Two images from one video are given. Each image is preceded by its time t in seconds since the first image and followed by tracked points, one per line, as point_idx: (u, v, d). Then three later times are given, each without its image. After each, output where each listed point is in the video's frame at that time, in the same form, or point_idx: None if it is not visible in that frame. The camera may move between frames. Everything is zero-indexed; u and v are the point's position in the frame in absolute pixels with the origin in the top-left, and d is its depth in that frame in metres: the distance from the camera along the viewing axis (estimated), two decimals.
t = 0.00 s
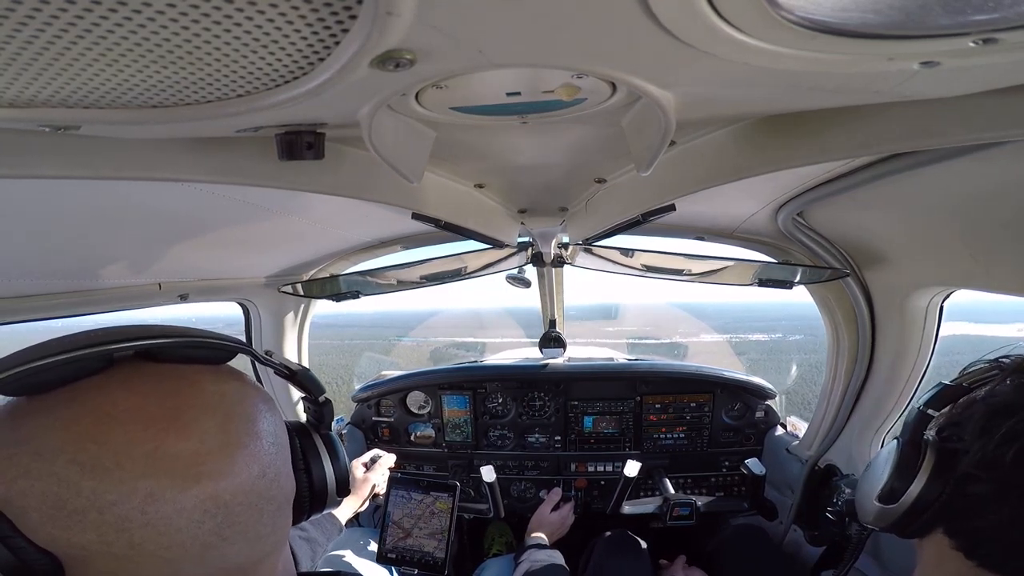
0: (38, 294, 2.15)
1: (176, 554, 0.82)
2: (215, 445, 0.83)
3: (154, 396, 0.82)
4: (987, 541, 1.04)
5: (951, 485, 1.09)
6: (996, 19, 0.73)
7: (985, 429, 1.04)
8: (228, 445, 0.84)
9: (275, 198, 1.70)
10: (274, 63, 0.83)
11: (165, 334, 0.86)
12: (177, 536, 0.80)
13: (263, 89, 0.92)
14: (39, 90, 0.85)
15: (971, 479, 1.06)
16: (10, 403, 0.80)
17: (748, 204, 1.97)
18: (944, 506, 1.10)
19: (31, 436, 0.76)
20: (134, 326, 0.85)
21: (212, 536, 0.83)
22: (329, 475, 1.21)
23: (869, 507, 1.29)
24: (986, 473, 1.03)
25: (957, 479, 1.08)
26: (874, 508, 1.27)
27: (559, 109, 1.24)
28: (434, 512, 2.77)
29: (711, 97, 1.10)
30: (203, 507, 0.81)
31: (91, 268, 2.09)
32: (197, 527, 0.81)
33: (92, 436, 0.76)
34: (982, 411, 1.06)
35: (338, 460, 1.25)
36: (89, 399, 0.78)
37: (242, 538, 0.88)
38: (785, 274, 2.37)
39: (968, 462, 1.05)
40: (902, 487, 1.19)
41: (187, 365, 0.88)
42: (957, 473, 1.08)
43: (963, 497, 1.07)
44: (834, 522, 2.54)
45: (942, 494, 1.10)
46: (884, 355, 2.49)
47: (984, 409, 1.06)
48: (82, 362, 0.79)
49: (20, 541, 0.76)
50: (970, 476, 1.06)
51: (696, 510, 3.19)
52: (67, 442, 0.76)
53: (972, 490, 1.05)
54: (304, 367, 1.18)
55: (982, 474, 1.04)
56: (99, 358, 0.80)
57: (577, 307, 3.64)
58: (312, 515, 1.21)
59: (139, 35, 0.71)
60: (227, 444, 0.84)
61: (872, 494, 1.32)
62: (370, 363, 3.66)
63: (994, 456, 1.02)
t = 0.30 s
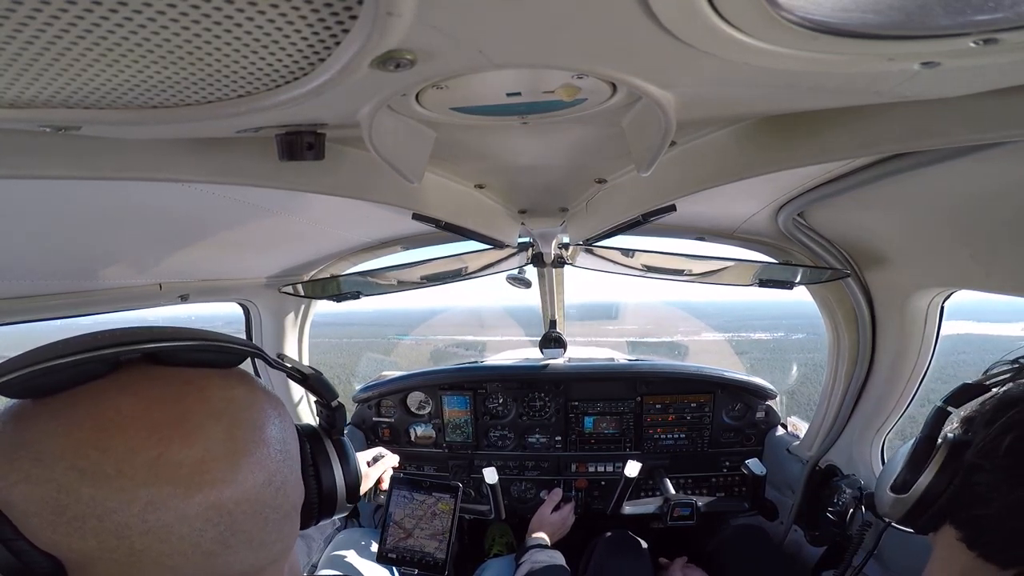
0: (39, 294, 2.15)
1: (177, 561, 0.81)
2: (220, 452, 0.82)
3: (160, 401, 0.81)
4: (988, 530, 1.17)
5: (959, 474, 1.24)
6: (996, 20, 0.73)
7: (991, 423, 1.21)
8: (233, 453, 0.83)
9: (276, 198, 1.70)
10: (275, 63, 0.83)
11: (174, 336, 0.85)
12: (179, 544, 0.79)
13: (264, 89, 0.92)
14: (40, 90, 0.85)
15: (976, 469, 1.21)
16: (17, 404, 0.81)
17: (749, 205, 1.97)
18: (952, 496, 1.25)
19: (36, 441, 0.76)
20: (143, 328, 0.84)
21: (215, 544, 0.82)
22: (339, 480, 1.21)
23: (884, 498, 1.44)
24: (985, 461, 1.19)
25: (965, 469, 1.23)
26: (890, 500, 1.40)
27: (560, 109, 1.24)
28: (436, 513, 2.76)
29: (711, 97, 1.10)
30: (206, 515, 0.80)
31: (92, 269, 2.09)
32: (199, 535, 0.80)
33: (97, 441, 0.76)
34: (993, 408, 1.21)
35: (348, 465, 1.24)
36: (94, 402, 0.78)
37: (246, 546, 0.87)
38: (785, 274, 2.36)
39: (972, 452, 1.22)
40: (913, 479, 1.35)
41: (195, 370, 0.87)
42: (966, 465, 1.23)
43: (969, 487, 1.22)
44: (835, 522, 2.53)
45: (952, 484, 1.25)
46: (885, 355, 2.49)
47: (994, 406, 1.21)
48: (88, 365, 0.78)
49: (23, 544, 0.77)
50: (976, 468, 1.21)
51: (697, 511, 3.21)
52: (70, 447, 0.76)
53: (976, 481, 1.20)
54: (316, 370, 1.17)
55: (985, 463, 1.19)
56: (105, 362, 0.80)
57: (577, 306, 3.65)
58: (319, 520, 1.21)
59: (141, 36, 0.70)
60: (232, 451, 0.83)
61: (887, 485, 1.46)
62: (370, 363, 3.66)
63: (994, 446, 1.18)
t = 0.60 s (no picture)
0: (40, 294, 2.15)
1: (159, 561, 0.80)
2: (205, 451, 0.81)
3: (146, 400, 0.80)
4: (987, 533, 1.18)
5: (955, 477, 1.24)
6: (996, 20, 0.73)
7: (986, 421, 1.22)
8: (219, 453, 0.81)
9: (276, 198, 1.71)
10: (275, 63, 0.83)
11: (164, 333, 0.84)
12: (159, 545, 0.78)
13: (264, 89, 0.92)
14: (40, 90, 0.85)
15: (973, 471, 1.21)
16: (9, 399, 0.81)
17: (750, 205, 1.97)
18: (946, 501, 1.24)
19: (21, 437, 0.76)
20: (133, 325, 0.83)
21: (199, 545, 0.81)
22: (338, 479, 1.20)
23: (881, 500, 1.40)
24: (980, 462, 1.20)
25: (960, 471, 1.23)
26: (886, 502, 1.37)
27: (560, 109, 1.24)
28: (437, 513, 2.76)
29: (712, 97, 1.09)
30: (188, 516, 0.79)
31: (92, 269, 2.09)
32: (182, 535, 0.79)
33: (79, 439, 0.75)
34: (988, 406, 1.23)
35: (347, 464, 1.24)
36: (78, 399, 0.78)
37: (232, 547, 0.85)
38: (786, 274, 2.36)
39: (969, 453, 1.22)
40: (910, 480, 1.31)
41: (187, 367, 0.86)
42: (960, 465, 1.23)
43: (965, 490, 1.22)
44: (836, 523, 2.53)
45: (948, 487, 1.24)
46: (885, 356, 2.49)
47: (991, 404, 1.23)
48: (74, 361, 0.78)
49: (9, 540, 0.76)
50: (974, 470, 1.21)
51: (697, 511, 3.18)
52: (54, 443, 0.75)
53: (973, 482, 1.21)
54: (313, 368, 1.16)
55: (983, 465, 1.20)
56: (94, 358, 0.79)
57: (577, 306, 3.65)
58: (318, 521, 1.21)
59: (141, 35, 0.70)
60: (216, 453, 0.81)
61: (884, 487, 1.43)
62: (371, 363, 3.66)
63: (992, 448, 1.18)
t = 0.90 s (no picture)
0: (39, 293, 2.15)
1: None
2: (113, 469, 0.67)
3: (71, 407, 0.70)
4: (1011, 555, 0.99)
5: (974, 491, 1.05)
6: (996, 19, 0.73)
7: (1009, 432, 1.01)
8: (129, 473, 0.67)
9: (276, 198, 1.71)
10: (276, 63, 0.83)
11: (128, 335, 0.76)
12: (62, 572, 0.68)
13: (264, 89, 0.92)
14: (41, 90, 0.85)
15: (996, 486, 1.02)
16: None
17: (750, 204, 1.97)
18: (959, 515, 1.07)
19: None
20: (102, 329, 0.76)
21: None
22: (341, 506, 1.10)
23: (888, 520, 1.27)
24: (1010, 480, 1.00)
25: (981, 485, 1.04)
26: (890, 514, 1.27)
27: (560, 109, 1.24)
28: (437, 513, 2.77)
29: (712, 97, 1.09)
30: (89, 544, 0.67)
31: (91, 268, 2.09)
32: (86, 563, 0.67)
33: (4, 452, 0.67)
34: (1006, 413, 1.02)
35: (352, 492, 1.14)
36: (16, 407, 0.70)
37: None
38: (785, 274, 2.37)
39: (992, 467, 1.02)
40: (916, 493, 1.19)
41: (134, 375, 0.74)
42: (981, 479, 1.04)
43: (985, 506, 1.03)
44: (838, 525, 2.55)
45: (960, 502, 1.08)
46: (885, 356, 2.49)
47: (1007, 412, 1.02)
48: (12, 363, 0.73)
49: None
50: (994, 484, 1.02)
51: (698, 510, 3.21)
52: None
53: (994, 497, 1.02)
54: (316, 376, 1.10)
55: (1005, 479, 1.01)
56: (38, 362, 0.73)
57: (579, 305, 3.64)
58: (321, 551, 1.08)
59: (141, 35, 0.71)
60: (139, 476, 0.68)
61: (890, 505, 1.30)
62: (371, 362, 3.67)
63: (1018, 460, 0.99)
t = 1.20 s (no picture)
0: (41, 294, 2.15)
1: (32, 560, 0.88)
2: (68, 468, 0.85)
3: (42, 412, 0.86)
4: None
5: None
6: (998, 18, 0.73)
7: None
8: (75, 474, 0.85)
9: (276, 199, 1.71)
10: (276, 63, 0.83)
11: (89, 347, 0.88)
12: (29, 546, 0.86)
13: (265, 89, 0.92)
14: (43, 89, 0.85)
15: None
16: None
17: (750, 204, 1.97)
18: None
19: None
20: (90, 335, 0.91)
21: (54, 553, 0.87)
22: (267, 558, 0.87)
23: (890, 540, 1.23)
24: None
25: None
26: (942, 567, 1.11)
27: (560, 109, 1.24)
28: (438, 513, 2.77)
29: (713, 97, 1.09)
30: (45, 525, 0.85)
31: (92, 269, 2.09)
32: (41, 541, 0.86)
33: None
34: None
35: (288, 548, 0.89)
36: (16, 381, 0.90)
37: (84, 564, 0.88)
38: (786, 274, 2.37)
39: None
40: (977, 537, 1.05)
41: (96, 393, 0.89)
42: None
43: None
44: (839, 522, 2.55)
45: None
46: (887, 356, 2.49)
47: None
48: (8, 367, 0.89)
49: None
50: None
51: (699, 510, 3.22)
52: None
53: None
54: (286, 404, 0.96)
55: None
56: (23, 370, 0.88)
57: (580, 305, 3.64)
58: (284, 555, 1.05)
59: (142, 35, 0.71)
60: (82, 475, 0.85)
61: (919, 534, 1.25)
62: (371, 362, 3.67)
63: None
